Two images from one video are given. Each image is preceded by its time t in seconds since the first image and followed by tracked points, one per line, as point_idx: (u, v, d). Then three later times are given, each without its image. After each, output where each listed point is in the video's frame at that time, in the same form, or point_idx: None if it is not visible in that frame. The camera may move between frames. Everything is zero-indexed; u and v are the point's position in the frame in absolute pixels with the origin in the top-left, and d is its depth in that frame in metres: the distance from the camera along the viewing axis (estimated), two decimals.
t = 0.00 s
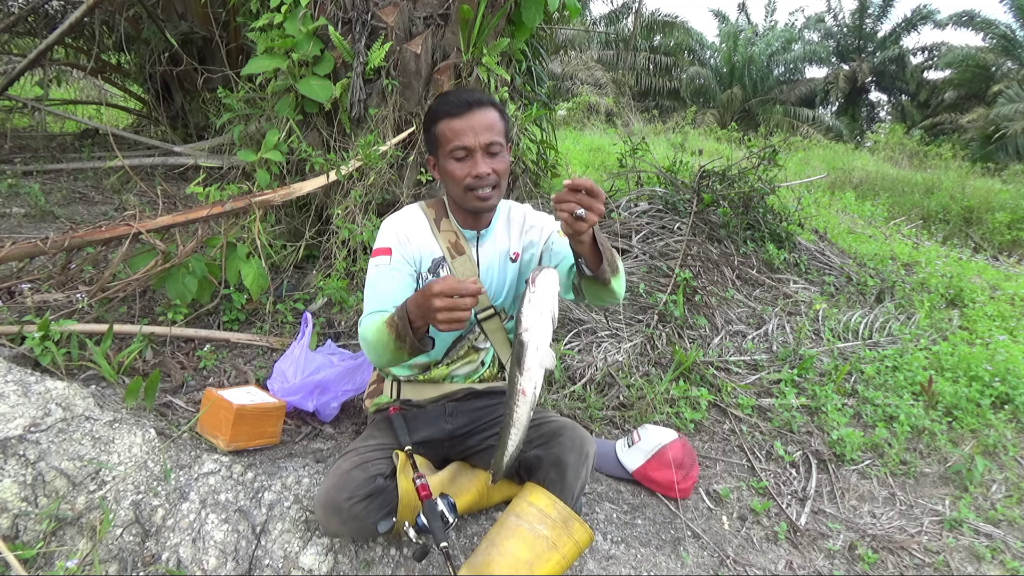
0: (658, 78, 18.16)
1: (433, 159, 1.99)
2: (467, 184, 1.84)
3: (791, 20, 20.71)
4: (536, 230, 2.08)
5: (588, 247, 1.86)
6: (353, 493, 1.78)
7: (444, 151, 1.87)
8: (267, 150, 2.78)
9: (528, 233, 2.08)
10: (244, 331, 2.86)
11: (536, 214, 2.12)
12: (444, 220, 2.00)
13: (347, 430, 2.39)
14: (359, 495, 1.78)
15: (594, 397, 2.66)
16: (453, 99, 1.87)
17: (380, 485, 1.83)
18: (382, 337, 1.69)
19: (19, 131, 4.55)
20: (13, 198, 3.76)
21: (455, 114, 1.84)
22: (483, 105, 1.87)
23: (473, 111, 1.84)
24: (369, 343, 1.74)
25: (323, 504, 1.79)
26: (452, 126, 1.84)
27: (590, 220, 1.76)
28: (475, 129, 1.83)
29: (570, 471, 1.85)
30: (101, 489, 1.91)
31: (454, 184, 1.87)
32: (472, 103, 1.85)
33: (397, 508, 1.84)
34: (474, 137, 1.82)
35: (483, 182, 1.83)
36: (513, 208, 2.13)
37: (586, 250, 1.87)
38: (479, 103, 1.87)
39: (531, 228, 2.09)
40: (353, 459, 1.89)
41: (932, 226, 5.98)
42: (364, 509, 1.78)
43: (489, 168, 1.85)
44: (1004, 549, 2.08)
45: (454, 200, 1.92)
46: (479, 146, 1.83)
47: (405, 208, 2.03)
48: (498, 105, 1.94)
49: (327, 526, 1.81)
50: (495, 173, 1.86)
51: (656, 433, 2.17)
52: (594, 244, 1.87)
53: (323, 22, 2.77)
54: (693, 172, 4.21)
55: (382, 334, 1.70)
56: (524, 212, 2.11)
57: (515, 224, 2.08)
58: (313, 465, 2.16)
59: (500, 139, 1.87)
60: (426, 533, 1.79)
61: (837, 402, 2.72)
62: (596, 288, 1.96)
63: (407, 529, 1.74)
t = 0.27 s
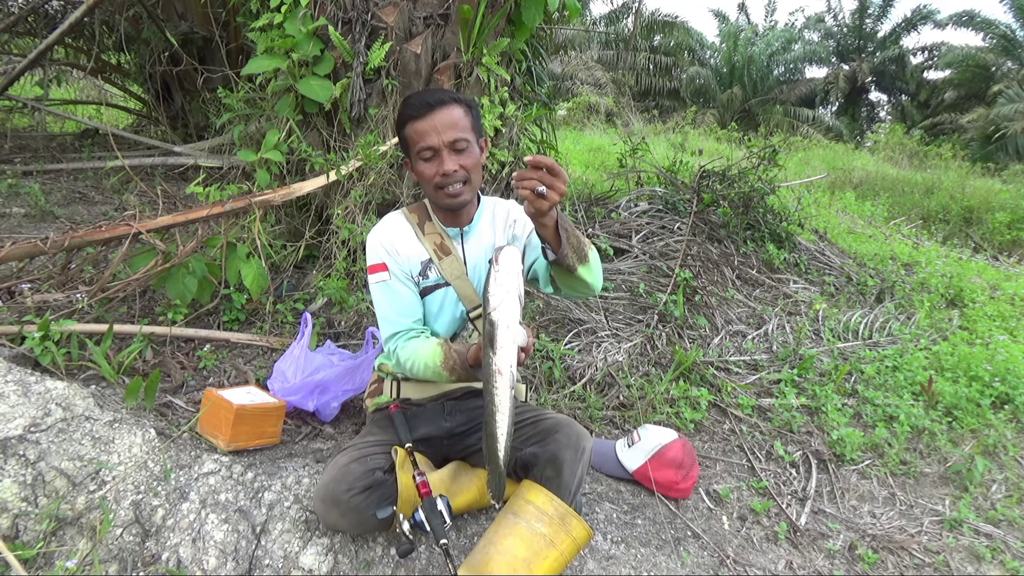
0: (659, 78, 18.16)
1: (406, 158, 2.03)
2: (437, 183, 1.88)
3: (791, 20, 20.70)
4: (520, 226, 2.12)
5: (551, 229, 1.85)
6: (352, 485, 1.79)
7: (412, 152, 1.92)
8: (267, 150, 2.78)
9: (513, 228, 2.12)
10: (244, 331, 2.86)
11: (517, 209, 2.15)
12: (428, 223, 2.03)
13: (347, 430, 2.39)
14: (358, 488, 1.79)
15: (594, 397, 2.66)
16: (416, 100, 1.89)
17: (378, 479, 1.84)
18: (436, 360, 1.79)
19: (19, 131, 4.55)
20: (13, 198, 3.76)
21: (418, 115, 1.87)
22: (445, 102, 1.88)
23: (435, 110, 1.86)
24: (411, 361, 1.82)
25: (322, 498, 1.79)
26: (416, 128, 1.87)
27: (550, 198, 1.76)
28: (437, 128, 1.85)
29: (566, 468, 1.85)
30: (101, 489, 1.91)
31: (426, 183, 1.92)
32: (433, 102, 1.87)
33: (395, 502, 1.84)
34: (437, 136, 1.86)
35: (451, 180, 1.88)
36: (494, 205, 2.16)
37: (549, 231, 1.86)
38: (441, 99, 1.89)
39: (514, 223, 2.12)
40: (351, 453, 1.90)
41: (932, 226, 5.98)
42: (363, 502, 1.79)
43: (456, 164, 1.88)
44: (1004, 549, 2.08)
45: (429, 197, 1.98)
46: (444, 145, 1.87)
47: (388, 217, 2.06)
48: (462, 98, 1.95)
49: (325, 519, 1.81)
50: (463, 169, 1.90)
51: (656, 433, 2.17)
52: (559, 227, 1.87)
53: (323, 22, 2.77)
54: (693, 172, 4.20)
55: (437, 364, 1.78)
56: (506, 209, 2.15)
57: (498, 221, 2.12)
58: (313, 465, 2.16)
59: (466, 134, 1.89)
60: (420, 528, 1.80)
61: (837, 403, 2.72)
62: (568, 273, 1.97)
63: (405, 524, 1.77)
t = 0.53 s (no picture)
0: (659, 78, 18.15)
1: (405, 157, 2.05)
2: (434, 178, 1.90)
3: (791, 20, 20.70)
4: (518, 222, 2.13)
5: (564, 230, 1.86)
6: (352, 485, 1.79)
7: (411, 149, 1.94)
8: (267, 150, 2.78)
9: (511, 225, 2.14)
10: (244, 331, 2.86)
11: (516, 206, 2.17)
12: (427, 223, 2.05)
13: (347, 430, 2.39)
14: (358, 488, 1.79)
15: (594, 397, 2.66)
16: (416, 97, 1.93)
17: (379, 479, 1.83)
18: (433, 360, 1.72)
19: (19, 131, 4.55)
20: (13, 198, 3.76)
21: (418, 111, 1.90)
22: (445, 100, 1.92)
23: (435, 106, 1.89)
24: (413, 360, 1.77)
25: (322, 498, 1.79)
26: (416, 123, 1.90)
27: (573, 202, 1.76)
28: (436, 124, 1.88)
29: (566, 468, 1.84)
30: (101, 489, 1.91)
31: (423, 179, 1.94)
32: (433, 99, 1.90)
33: (395, 502, 1.83)
34: (436, 132, 1.88)
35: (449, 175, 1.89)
36: (493, 203, 2.18)
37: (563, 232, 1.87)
38: (441, 97, 1.92)
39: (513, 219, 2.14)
40: (352, 454, 1.90)
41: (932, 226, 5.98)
42: (363, 502, 1.78)
43: (454, 160, 1.90)
44: (1004, 549, 2.07)
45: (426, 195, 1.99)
46: (443, 140, 1.89)
47: (386, 219, 2.07)
48: (462, 98, 1.99)
49: (326, 519, 1.81)
50: (460, 165, 1.92)
51: (656, 433, 2.17)
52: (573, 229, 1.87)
53: (323, 22, 2.77)
54: (693, 172, 4.20)
55: (434, 363, 1.70)
56: (504, 206, 2.17)
57: (495, 219, 2.14)
58: (313, 465, 2.16)
59: (463, 130, 1.91)
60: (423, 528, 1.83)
61: (837, 403, 2.71)
62: (573, 275, 1.97)
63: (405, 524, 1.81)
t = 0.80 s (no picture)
0: (659, 79, 18.15)
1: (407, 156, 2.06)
2: (437, 176, 1.91)
3: (791, 20, 20.69)
4: (517, 221, 2.13)
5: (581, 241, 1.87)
6: (353, 485, 1.79)
7: (415, 146, 1.95)
8: (267, 150, 2.78)
9: (510, 224, 2.14)
10: (244, 331, 2.86)
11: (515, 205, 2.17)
12: (427, 222, 2.04)
13: (347, 430, 2.39)
14: (358, 488, 1.79)
15: (594, 397, 2.66)
16: (422, 96, 1.94)
17: (379, 479, 1.84)
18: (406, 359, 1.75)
19: (19, 131, 4.55)
20: (13, 198, 3.76)
21: (424, 109, 1.91)
22: (452, 99, 1.93)
23: (441, 105, 1.91)
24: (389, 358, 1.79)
25: (322, 498, 1.79)
26: (421, 121, 1.91)
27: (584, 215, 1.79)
28: (442, 122, 1.90)
29: (567, 469, 1.84)
30: (101, 489, 1.91)
31: (427, 177, 1.94)
32: (440, 98, 1.92)
33: (395, 503, 1.84)
34: (442, 130, 1.89)
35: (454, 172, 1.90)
36: (491, 202, 2.18)
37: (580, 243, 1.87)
38: (447, 97, 1.94)
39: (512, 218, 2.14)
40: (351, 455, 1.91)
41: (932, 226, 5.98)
42: (363, 502, 1.79)
43: (458, 158, 1.91)
44: (1004, 549, 2.07)
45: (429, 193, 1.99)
46: (448, 138, 1.90)
47: (387, 218, 2.06)
48: (468, 99, 2.01)
49: (326, 520, 1.81)
50: (465, 164, 1.93)
51: (656, 433, 2.17)
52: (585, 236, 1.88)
53: (323, 22, 2.77)
54: (693, 172, 4.21)
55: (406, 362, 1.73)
56: (503, 205, 2.17)
57: (495, 219, 2.14)
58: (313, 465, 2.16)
59: (468, 129, 1.92)
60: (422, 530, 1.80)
61: (837, 403, 2.72)
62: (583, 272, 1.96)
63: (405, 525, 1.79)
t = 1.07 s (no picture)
0: (659, 79, 18.15)
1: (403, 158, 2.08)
2: (425, 178, 1.92)
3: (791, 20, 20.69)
4: (511, 217, 2.12)
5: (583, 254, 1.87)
6: (352, 486, 1.79)
7: (405, 149, 1.97)
8: (267, 150, 2.78)
9: (504, 220, 2.13)
10: (244, 331, 2.86)
11: (508, 201, 2.16)
12: (424, 222, 2.04)
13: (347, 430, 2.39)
14: (358, 489, 1.78)
15: (594, 397, 2.66)
16: (410, 98, 1.95)
17: (378, 480, 1.83)
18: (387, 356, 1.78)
19: (19, 131, 4.55)
20: (13, 198, 3.76)
21: (411, 112, 1.92)
22: (438, 100, 1.93)
23: (426, 107, 1.91)
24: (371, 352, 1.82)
25: (321, 499, 1.79)
26: (409, 124, 1.92)
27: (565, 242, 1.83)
28: (427, 124, 1.90)
29: (568, 469, 1.85)
30: (101, 489, 1.91)
31: (417, 179, 1.96)
32: (426, 99, 1.92)
33: (395, 504, 1.84)
34: (427, 132, 1.90)
35: (440, 175, 1.91)
36: (484, 200, 2.18)
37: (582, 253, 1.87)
38: (434, 98, 1.94)
39: (506, 214, 2.13)
40: (351, 455, 1.90)
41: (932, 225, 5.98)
42: (362, 503, 1.78)
43: (445, 160, 1.92)
44: (1004, 549, 2.07)
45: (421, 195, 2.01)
46: (434, 140, 1.91)
47: (384, 216, 2.07)
48: (458, 99, 2.00)
49: (325, 521, 1.81)
50: (452, 165, 1.93)
51: (656, 433, 2.18)
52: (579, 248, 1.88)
53: (323, 22, 2.77)
54: (693, 172, 4.21)
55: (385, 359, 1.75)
56: (496, 202, 2.16)
57: (489, 217, 2.13)
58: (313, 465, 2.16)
59: (455, 130, 1.92)
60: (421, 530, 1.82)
61: (837, 403, 2.71)
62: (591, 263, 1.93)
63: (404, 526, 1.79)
